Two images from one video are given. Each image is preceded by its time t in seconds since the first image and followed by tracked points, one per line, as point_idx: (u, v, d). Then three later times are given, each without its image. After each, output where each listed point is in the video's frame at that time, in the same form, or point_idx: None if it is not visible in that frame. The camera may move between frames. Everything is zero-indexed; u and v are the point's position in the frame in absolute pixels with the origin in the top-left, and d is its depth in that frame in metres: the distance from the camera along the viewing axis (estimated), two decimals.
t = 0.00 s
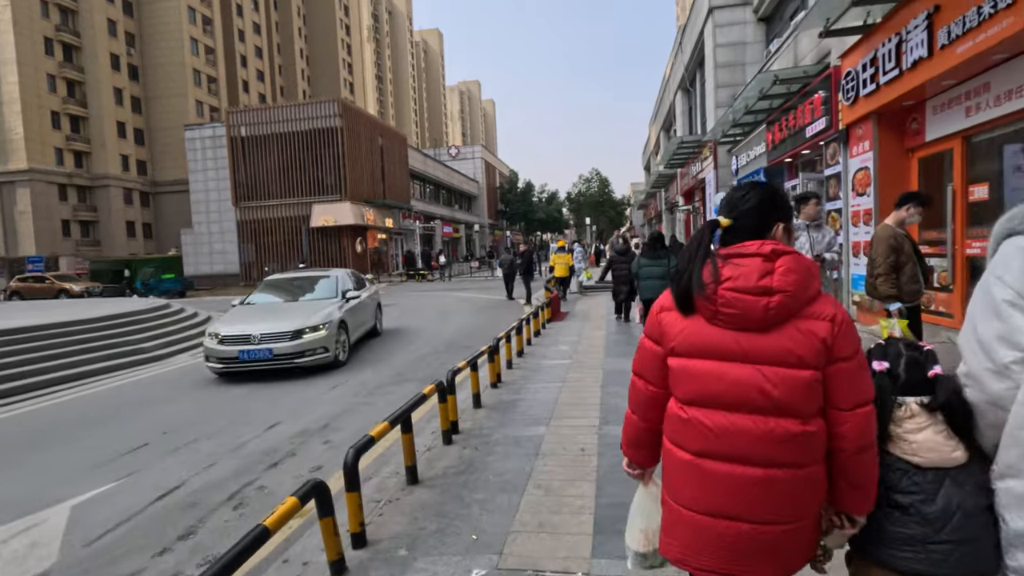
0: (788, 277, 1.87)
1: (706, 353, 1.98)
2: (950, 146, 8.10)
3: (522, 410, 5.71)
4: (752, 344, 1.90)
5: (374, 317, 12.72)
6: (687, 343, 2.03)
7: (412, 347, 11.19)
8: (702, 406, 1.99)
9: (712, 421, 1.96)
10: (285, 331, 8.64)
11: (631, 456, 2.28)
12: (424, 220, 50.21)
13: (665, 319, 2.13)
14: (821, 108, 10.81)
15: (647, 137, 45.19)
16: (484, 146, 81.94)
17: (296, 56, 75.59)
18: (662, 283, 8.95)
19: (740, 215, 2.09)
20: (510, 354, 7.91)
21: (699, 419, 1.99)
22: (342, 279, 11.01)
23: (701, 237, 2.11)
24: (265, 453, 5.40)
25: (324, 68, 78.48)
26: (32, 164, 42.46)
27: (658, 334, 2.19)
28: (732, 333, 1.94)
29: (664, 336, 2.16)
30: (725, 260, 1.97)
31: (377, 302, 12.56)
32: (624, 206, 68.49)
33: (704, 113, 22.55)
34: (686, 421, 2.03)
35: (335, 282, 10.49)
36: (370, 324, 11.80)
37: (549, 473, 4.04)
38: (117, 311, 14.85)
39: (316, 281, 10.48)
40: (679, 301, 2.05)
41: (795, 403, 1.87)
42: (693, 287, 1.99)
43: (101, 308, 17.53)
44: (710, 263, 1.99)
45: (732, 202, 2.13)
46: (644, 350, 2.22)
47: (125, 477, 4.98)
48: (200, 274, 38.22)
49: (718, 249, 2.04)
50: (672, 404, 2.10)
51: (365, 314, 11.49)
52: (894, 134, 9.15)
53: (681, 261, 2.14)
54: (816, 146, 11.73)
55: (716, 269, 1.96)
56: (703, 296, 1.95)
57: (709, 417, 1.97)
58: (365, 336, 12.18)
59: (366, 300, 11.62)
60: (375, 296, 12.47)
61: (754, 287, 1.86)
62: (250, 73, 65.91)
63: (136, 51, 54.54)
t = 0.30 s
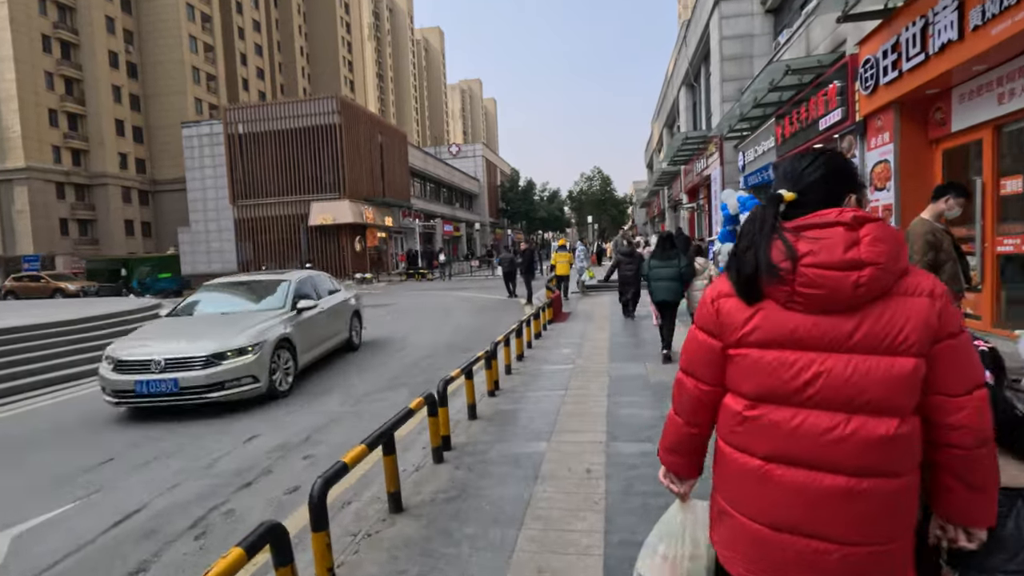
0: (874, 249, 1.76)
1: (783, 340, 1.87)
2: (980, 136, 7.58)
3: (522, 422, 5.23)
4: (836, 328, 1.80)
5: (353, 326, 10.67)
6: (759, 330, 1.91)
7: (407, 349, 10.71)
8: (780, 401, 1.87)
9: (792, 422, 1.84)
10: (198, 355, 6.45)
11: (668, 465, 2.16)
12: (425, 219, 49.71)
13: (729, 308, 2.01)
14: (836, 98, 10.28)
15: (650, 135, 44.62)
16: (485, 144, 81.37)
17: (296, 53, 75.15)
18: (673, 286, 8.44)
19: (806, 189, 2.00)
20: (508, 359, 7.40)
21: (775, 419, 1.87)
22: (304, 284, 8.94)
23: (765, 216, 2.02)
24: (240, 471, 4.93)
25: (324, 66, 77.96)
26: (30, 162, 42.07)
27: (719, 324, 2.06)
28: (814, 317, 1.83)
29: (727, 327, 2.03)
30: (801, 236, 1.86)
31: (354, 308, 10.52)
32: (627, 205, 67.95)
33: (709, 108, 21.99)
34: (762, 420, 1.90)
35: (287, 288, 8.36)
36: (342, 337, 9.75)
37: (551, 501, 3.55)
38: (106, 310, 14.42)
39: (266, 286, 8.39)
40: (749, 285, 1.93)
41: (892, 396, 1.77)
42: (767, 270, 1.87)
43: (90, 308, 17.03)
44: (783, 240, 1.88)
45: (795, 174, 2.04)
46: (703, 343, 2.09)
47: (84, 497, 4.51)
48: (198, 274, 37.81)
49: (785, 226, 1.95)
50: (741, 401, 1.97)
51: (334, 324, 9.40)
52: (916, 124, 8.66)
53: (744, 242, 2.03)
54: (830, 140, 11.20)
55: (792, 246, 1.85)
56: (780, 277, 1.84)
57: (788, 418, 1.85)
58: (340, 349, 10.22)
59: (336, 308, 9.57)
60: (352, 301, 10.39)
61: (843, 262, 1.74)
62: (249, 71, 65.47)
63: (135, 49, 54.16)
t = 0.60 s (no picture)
0: (993, 300, 1.42)
1: (881, 406, 1.49)
2: (1010, 134, 7.17)
3: (527, 446, 4.79)
4: (951, 391, 1.43)
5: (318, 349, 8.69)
6: (850, 392, 1.52)
7: (403, 359, 10.25)
8: (877, 477, 1.50)
9: (899, 505, 1.46)
10: (25, 418, 4.47)
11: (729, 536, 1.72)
12: (424, 220, 49.28)
13: (806, 362, 1.61)
14: (853, 95, 9.85)
15: (652, 134, 44.19)
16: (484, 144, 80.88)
17: (295, 53, 74.70)
18: (685, 289, 8.38)
19: (895, 227, 1.64)
20: (512, 372, 6.95)
21: (877, 502, 1.48)
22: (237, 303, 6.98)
23: (846, 258, 1.64)
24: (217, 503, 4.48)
25: (323, 66, 77.51)
26: (25, 163, 41.59)
27: (791, 382, 1.65)
28: (924, 379, 1.45)
29: (804, 386, 1.63)
30: (904, 283, 1.48)
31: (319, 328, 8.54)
32: (627, 205, 67.58)
33: (714, 107, 21.56)
34: (860, 496, 1.51)
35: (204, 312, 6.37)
36: (295, 367, 7.77)
37: (563, 550, 3.12)
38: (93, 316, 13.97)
39: (180, 307, 6.45)
40: (834, 337, 1.55)
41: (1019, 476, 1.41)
42: (858, 320, 1.49)
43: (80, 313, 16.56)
44: (881, 285, 1.50)
45: (879, 203, 1.68)
46: (770, 401, 1.69)
47: (39, 537, 4.05)
48: (194, 275, 37.35)
49: (878, 267, 1.57)
50: (827, 472, 1.58)
51: (283, 352, 7.44)
52: (940, 121, 8.22)
53: (823, 287, 1.65)
54: (844, 139, 10.76)
55: (894, 292, 1.47)
56: (876, 330, 1.46)
57: (893, 500, 1.47)
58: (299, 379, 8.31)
59: (286, 332, 7.59)
60: (315, 321, 8.38)
61: (963, 315, 1.37)
62: (247, 71, 65.00)
63: (131, 48, 53.70)
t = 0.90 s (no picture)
0: None
1: (975, 449, 1.29)
2: None
3: (530, 476, 4.32)
4: None
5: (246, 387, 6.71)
6: (939, 434, 1.32)
7: (398, 367, 9.77)
8: (980, 529, 1.30)
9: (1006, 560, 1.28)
10: None
11: None
12: (422, 220, 48.74)
13: (884, 400, 1.41)
14: (869, 91, 9.41)
15: (653, 133, 43.69)
16: (482, 144, 80.35)
17: (292, 52, 74.08)
18: (702, 297, 8.61)
19: (976, 239, 1.45)
20: (514, 386, 6.47)
21: (982, 557, 1.30)
22: (105, 328, 5.15)
23: (923, 276, 1.42)
24: (185, 543, 4.02)
25: (321, 65, 76.90)
26: (18, 163, 40.97)
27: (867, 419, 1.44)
28: None
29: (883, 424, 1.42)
30: (1001, 310, 1.28)
31: (247, 360, 6.66)
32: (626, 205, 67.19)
33: (718, 105, 21.10)
34: (958, 552, 1.33)
35: (42, 341, 4.57)
36: (204, 415, 5.88)
37: None
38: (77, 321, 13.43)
39: (8, 335, 4.64)
40: (916, 370, 1.34)
41: None
42: (949, 354, 1.29)
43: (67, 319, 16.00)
44: (969, 312, 1.31)
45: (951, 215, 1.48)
46: (844, 444, 1.48)
47: None
48: (189, 277, 36.76)
49: (960, 289, 1.37)
50: (918, 523, 1.39)
51: (180, 396, 5.56)
52: (966, 117, 7.78)
53: (893, 310, 1.45)
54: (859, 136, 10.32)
55: (982, 319, 1.28)
56: (968, 363, 1.26)
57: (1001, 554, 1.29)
58: (219, 427, 6.40)
59: (190, 368, 5.73)
60: (243, 349, 6.56)
61: None
62: (244, 70, 64.38)
63: (126, 47, 53.11)
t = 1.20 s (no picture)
0: None
1: None
2: None
3: (523, 507, 3.88)
4: None
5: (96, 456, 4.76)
6: None
7: (388, 374, 9.33)
8: None
9: None
10: None
11: None
12: (417, 221, 48.24)
13: (974, 434, 1.25)
14: (880, 86, 9.01)
15: (650, 133, 43.33)
16: (479, 143, 79.79)
17: (287, 52, 73.41)
18: (711, 295, 8.57)
19: None
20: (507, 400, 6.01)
21: None
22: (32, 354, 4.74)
23: None
24: None
25: (316, 65, 76.21)
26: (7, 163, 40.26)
27: (953, 450, 1.29)
28: None
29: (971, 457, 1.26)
30: None
31: (87, 419, 4.69)
32: (623, 205, 66.86)
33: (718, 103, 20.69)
34: None
35: None
36: None
37: None
38: (56, 326, 12.89)
39: None
40: (1014, 405, 1.17)
41: None
42: None
43: (47, 323, 15.40)
44: None
45: None
46: (922, 476, 1.34)
47: None
48: (180, 279, 36.18)
49: None
50: None
51: None
52: (984, 112, 7.38)
53: (1002, 326, 1.25)
54: (868, 134, 9.94)
55: None
56: None
57: None
58: (42, 523, 4.40)
59: None
60: (75, 405, 4.61)
61: None
62: (238, 70, 63.71)
63: (118, 46, 52.43)
